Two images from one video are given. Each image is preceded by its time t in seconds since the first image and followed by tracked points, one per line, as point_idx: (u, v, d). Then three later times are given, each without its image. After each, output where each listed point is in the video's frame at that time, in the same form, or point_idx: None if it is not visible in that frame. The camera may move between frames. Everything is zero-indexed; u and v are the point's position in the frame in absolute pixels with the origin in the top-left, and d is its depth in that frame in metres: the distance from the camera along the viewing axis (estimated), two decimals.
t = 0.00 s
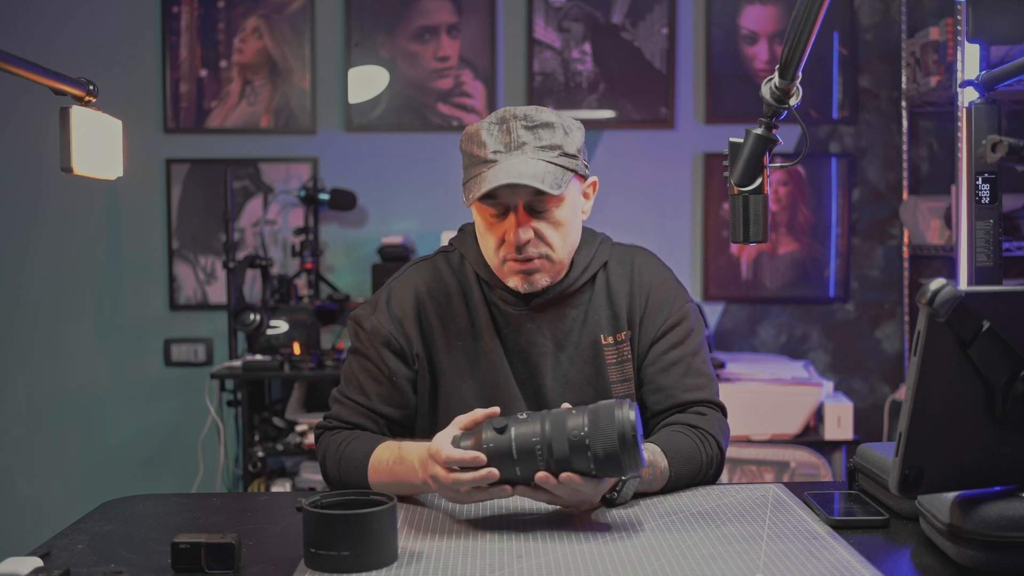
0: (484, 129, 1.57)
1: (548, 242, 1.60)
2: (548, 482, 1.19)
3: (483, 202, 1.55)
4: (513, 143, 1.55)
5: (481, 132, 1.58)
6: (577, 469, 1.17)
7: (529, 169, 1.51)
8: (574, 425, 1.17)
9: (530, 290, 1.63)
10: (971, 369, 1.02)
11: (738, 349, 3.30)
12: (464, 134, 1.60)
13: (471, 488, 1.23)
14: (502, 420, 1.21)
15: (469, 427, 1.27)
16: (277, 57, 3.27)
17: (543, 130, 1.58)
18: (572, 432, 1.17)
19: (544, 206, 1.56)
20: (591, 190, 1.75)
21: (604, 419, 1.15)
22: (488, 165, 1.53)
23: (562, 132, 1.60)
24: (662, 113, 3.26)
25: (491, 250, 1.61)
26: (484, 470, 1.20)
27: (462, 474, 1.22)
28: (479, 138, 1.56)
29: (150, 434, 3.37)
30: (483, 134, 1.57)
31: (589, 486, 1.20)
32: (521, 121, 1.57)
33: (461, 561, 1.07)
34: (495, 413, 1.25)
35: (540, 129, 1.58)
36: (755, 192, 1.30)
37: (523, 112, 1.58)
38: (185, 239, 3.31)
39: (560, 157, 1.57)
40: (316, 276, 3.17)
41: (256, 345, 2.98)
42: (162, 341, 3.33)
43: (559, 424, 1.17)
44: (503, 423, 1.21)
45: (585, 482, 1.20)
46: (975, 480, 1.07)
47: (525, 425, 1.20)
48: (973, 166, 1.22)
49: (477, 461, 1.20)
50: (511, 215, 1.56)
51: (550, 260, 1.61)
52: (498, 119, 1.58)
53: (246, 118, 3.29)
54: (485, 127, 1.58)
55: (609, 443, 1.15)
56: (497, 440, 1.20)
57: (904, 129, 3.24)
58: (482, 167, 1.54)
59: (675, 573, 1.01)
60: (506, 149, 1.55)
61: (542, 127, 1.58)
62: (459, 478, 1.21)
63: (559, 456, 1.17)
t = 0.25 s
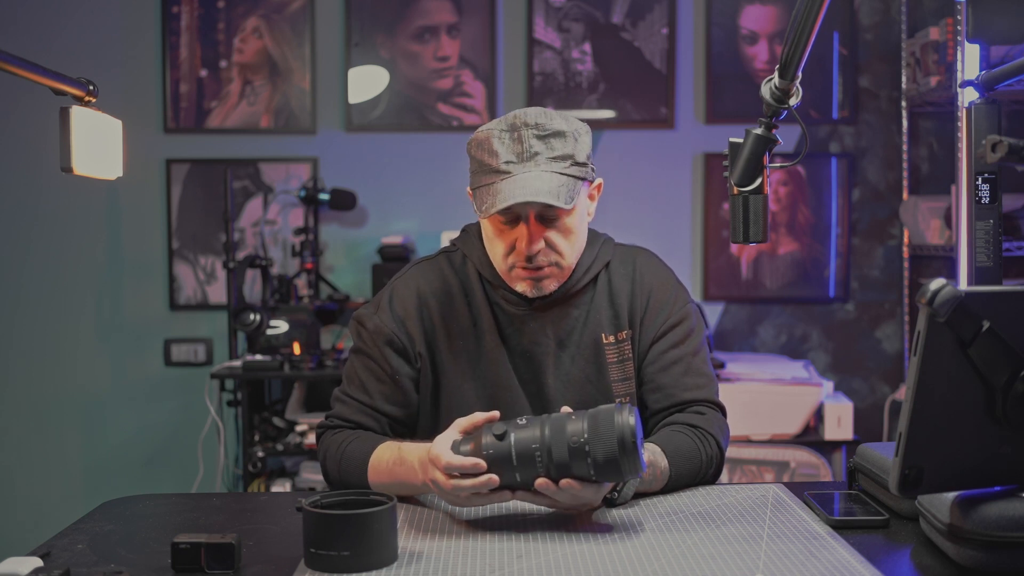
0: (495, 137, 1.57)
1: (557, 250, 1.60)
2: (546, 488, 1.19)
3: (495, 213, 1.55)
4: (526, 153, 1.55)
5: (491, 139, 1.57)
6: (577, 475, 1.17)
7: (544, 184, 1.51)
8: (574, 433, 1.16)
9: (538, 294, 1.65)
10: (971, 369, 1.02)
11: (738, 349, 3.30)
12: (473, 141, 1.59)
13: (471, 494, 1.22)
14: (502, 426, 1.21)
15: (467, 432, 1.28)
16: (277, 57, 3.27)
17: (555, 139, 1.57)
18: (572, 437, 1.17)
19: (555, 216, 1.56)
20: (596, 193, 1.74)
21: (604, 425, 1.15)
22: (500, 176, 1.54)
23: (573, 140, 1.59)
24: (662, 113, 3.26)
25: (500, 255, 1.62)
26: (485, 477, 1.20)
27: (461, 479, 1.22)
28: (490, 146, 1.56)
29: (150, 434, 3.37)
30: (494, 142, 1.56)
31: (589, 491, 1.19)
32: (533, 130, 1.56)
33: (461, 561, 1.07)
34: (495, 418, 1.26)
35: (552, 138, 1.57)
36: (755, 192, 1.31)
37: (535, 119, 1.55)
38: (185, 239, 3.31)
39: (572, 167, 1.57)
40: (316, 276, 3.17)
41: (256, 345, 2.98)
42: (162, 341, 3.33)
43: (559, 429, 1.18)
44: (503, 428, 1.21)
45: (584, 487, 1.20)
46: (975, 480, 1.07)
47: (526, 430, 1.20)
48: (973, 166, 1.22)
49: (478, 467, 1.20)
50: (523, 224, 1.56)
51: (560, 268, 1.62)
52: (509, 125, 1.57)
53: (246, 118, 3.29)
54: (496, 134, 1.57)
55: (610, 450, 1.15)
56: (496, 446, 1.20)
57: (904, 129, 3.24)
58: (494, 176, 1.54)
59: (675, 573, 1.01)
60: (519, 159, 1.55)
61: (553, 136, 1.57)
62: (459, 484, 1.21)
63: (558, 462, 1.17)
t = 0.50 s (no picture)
0: (498, 136, 1.57)
1: (559, 250, 1.60)
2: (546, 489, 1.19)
3: (498, 212, 1.55)
4: (529, 153, 1.55)
5: (495, 138, 1.57)
6: (577, 476, 1.17)
7: (548, 183, 1.52)
8: (574, 433, 1.16)
9: (540, 293, 1.64)
10: (971, 369, 1.02)
11: (738, 349, 3.30)
12: (478, 140, 1.60)
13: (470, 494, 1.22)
14: (501, 427, 1.21)
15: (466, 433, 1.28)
16: (277, 57, 3.27)
17: (558, 139, 1.57)
18: (572, 438, 1.16)
19: (558, 216, 1.56)
20: (598, 193, 1.74)
21: (604, 426, 1.15)
22: (504, 175, 1.54)
23: (576, 140, 1.59)
24: (662, 113, 3.26)
25: (502, 254, 1.62)
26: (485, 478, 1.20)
27: (462, 480, 1.22)
28: (495, 146, 1.56)
29: (150, 434, 3.36)
30: (498, 141, 1.57)
31: (589, 491, 1.19)
32: (537, 129, 1.56)
33: (461, 561, 1.07)
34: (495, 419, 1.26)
35: (556, 138, 1.57)
36: (755, 192, 1.31)
37: (539, 119, 1.56)
38: (185, 239, 3.31)
39: (575, 167, 1.57)
40: (316, 276, 3.17)
41: (256, 345, 2.98)
42: (162, 341, 3.33)
43: (559, 430, 1.18)
44: (503, 429, 1.20)
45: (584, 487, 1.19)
46: (975, 480, 1.07)
47: (526, 431, 1.20)
48: (973, 166, 1.22)
49: (479, 468, 1.20)
50: (525, 223, 1.56)
51: (562, 267, 1.62)
52: (513, 125, 1.57)
53: (246, 118, 3.29)
54: (500, 133, 1.57)
55: (609, 451, 1.15)
56: (496, 447, 1.20)
57: (904, 129, 3.24)
58: (498, 175, 1.54)
59: (675, 573, 1.01)
60: (522, 158, 1.55)
61: (557, 137, 1.57)
62: (458, 484, 1.21)
63: (558, 463, 1.17)
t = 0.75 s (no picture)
0: (497, 133, 1.57)
1: (557, 246, 1.60)
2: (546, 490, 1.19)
3: (497, 208, 1.55)
4: (528, 149, 1.55)
5: (494, 134, 1.57)
6: (576, 477, 1.17)
7: (546, 178, 1.52)
8: (573, 434, 1.17)
9: (538, 292, 1.65)
10: (971, 369, 1.02)
11: (738, 349, 3.31)
12: (476, 135, 1.60)
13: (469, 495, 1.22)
14: (501, 427, 1.21)
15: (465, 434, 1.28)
16: (277, 57, 3.27)
17: (558, 136, 1.58)
18: (571, 439, 1.17)
19: (556, 213, 1.57)
20: (597, 192, 1.74)
21: (603, 426, 1.15)
22: (503, 171, 1.54)
23: (575, 137, 1.59)
24: (662, 113, 3.26)
25: (501, 251, 1.62)
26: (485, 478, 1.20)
27: (461, 480, 1.22)
28: (494, 142, 1.57)
29: (150, 434, 3.37)
30: (497, 138, 1.57)
31: (589, 492, 1.19)
32: (536, 126, 1.56)
33: (461, 561, 1.07)
34: (495, 420, 1.26)
35: (555, 135, 1.57)
36: (755, 192, 1.31)
37: (537, 116, 1.56)
38: (185, 239, 3.31)
39: (574, 164, 1.57)
40: (316, 276, 3.16)
41: (256, 345, 2.98)
42: (162, 341, 3.33)
43: (559, 430, 1.18)
44: (503, 429, 1.20)
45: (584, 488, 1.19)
46: (975, 480, 1.07)
47: (525, 431, 1.20)
48: (973, 167, 1.22)
49: (479, 468, 1.20)
50: (523, 220, 1.56)
51: (561, 263, 1.62)
52: (512, 122, 1.58)
53: (246, 118, 3.29)
54: (499, 130, 1.57)
55: (608, 452, 1.15)
56: (496, 446, 1.20)
57: (904, 129, 3.24)
58: (497, 171, 1.54)
59: (675, 573, 1.01)
60: (521, 154, 1.55)
61: (556, 133, 1.57)
62: (457, 485, 1.21)
63: (558, 464, 1.17)
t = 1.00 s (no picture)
0: (496, 130, 1.58)
1: (557, 244, 1.60)
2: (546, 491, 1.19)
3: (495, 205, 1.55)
4: (527, 146, 1.56)
5: (492, 132, 1.58)
6: (576, 477, 1.17)
7: (544, 174, 1.52)
8: (573, 434, 1.17)
9: (538, 290, 1.64)
10: (971, 369, 1.02)
11: (738, 349, 3.31)
12: (476, 134, 1.61)
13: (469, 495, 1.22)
14: (501, 427, 1.21)
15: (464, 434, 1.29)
16: (277, 57, 3.27)
17: (556, 133, 1.58)
18: (571, 438, 1.17)
19: (555, 210, 1.57)
20: (596, 191, 1.74)
21: (603, 426, 1.15)
22: (501, 168, 1.54)
23: (574, 134, 1.60)
24: (662, 113, 3.26)
25: (500, 249, 1.62)
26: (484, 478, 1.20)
27: (460, 480, 1.22)
28: (492, 140, 1.57)
29: (150, 434, 3.37)
30: (495, 135, 1.57)
31: (589, 492, 1.19)
32: (534, 123, 1.57)
33: (461, 561, 1.07)
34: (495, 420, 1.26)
35: (553, 132, 1.58)
36: (755, 192, 1.31)
37: (536, 114, 1.57)
38: (185, 239, 3.31)
39: (572, 161, 1.57)
40: (316, 276, 3.16)
41: (256, 345, 2.98)
42: (162, 341, 3.33)
43: (558, 430, 1.17)
44: (503, 429, 1.20)
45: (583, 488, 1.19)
46: (975, 480, 1.07)
47: (525, 431, 1.19)
48: (973, 167, 1.22)
49: (479, 468, 1.20)
50: (523, 217, 1.56)
51: (560, 261, 1.62)
52: (510, 120, 1.58)
53: (246, 118, 3.29)
54: (497, 128, 1.58)
55: (608, 451, 1.15)
56: (495, 446, 1.20)
57: (904, 129, 3.24)
58: (495, 168, 1.54)
59: (675, 573, 1.01)
60: (519, 151, 1.56)
61: (555, 130, 1.58)
62: (456, 485, 1.21)
63: (558, 464, 1.17)
